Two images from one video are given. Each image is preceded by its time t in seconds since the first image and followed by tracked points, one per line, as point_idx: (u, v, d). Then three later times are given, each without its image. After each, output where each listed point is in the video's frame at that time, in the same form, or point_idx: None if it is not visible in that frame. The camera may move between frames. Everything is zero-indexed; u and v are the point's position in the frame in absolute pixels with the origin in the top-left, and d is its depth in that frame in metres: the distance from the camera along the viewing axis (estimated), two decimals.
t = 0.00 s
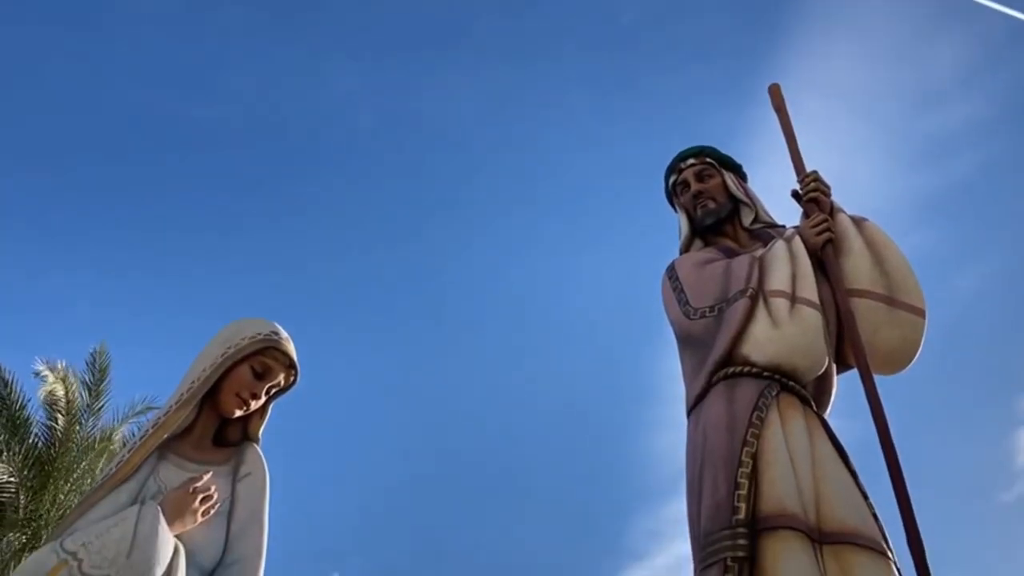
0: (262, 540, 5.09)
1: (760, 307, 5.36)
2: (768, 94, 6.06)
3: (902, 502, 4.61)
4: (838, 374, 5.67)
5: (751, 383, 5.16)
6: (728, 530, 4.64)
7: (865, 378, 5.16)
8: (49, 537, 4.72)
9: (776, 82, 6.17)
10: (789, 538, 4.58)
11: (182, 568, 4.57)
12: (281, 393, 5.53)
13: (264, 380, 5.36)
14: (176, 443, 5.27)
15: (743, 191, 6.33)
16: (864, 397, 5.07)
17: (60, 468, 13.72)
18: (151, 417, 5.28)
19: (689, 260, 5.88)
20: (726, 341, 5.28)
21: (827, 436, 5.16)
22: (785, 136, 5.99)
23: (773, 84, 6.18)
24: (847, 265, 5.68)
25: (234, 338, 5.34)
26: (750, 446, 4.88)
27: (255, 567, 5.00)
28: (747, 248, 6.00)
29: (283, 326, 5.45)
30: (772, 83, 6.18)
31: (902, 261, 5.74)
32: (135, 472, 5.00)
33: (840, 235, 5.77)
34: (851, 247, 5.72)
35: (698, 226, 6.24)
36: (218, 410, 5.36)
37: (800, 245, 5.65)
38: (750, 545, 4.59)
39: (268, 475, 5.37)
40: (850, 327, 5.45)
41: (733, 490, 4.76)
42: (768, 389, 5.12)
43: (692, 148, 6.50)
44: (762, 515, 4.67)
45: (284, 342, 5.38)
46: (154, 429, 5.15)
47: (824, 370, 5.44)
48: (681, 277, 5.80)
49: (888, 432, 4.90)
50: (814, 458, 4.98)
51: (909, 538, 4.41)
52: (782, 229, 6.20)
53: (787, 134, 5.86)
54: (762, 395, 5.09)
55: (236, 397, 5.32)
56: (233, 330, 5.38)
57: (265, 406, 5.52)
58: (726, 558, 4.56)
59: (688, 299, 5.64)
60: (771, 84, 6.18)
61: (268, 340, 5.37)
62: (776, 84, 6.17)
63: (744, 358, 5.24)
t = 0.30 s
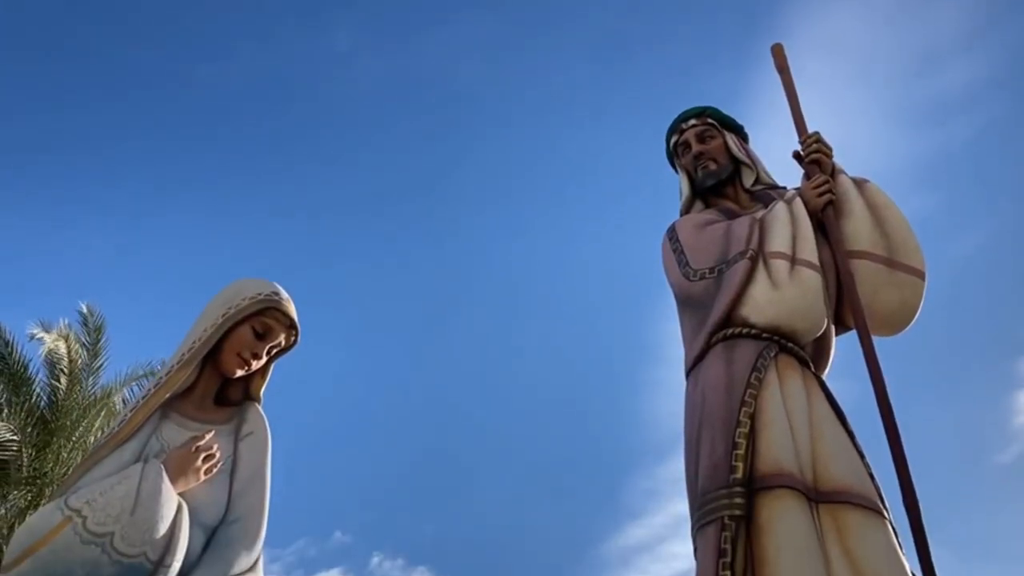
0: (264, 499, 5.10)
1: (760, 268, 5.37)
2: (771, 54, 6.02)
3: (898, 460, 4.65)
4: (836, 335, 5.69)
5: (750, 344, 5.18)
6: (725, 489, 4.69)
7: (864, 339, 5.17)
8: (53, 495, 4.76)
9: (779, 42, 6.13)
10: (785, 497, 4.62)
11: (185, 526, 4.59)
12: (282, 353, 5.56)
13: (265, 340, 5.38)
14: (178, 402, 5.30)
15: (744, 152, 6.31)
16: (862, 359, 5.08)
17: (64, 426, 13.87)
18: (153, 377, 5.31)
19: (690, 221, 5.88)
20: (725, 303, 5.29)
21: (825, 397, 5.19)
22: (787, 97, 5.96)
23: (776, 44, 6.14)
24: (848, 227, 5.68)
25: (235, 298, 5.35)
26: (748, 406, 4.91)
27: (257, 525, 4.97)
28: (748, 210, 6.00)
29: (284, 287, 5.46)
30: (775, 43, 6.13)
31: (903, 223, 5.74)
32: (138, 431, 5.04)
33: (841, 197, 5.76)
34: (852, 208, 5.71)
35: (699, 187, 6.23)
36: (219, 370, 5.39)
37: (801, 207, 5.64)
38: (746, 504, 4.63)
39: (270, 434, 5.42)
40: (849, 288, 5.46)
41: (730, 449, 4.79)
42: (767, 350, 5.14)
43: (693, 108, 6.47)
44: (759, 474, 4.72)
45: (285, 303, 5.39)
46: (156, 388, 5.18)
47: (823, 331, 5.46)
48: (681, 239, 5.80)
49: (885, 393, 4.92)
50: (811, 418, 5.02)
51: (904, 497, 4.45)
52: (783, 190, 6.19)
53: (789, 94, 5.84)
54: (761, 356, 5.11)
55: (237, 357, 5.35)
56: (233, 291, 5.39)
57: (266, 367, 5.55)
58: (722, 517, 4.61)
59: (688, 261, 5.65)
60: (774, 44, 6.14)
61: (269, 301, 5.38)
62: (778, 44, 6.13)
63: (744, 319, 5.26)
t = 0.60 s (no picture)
0: (266, 457, 5.14)
1: (761, 229, 5.36)
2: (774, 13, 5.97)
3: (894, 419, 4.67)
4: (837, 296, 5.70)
5: (750, 305, 5.18)
6: (723, 449, 4.72)
7: (864, 300, 5.17)
8: (56, 452, 4.80)
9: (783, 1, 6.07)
10: (783, 457, 4.66)
11: (188, 483, 4.63)
12: (284, 313, 5.58)
13: (266, 300, 5.39)
14: (180, 360, 5.32)
15: (747, 112, 6.28)
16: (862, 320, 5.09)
17: (66, 384, 13.95)
18: (155, 335, 5.32)
19: (691, 182, 5.86)
20: (726, 263, 5.29)
21: (824, 358, 5.21)
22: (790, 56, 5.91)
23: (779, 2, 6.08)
24: (849, 188, 5.67)
25: (235, 258, 5.35)
26: (747, 366, 4.93)
27: (258, 483, 5.02)
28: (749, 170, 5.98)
29: (284, 247, 5.46)
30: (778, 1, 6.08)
31: (905, 184, 5.72)
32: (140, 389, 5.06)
33: (843, 158, 5.74)
34: (854, 169, 5.70)
35: (701, 147, 6.21)
36: (221, 329, 5.40)
37: (803, 167, 5.63)
38: (744, 463, 4.67)
39: (272, 393, 5.45)
40: (850, 249, 5.46)
41: (729, 409, 4.82)
42: (767, 311, 5.15)
43: (696, 67, 6.43)
44: (757, 434, 4.75)
45: (286, 263, 5.39)
46: (159, 346, 5.20)
47: (823, 292, 5.47)
48: (682, 200, 5.79)
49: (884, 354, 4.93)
50: (810, 378, 5.04)
51: (901, 457, 4.48)
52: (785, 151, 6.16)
53: (792, 54, 5.79)
54: (761, 316, 5.12)
55: (239, 317, 5.36)
56: (234, 251, 5.39)
57: (268, 326, 5.57)
58: (721, 476, 4.65)
59: (689, 221, 5.64)
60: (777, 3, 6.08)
61: (270, 261, 5.39)
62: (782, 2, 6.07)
63: (744, 280, 5.26)
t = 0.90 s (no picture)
0: (269, 416, 5.17)
1: (763, 190, 5.34)
2: None
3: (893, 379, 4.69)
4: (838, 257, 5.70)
5: (751, 266, 5.18)
6: (723, 409, 4.75)
7: (865, 261, 5.16)
8: (59, 411, 4.83)
9: None
10: (782, 417, 4.69)
11: (192, 441, 4.66)
12: (285, 273, 5.58)
13: (267, 260, 5.40)
14: (182, 320, 5.33)
15: (750, 71, 6.23)
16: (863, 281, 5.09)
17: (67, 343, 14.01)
18: (157, 295, 5.34)
19: (693, 143, 5.84)
20: (728, 224, 5.28)
21: (824, 318, 5.22)
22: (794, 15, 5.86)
23: None
24: (852, 148, 5.64)
25: (236, 219, 5.34)
26: (747, 327, 4.94)
27: (261, 441, 5.06)
28: (752, 130, 5.95)
29: (285, 207, 5.45)
30: None
31: (908, 144, 5.70)
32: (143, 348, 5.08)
33: (846, 118, 5.71)
34: (857, 129, 5.67)
35: (704, 107, 6.17)
36: (222, 290, 5.41)
37: (805, 128, 5.60)
38: (744, 423, 4.70)
39: (273, 352, 5.47)
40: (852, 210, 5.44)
41: (729, 369, 4.84)
42: (768, 272, 5.15)
43: (699, 26, 6.37)
44: (757, 394, 4.77)
45: (286, 223, 5.39)
46: (161, 306, 5.21)
47: (825, 253, 5.47)
48: (684, 160, 5.77)
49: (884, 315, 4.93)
50: (809, 339, 5.06)
51: (900, 417, 4.51)
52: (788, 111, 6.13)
53: (797, 13, 5.74)
54: (762, 277, 5.12)
55: (240, 277, 5.37)
56: (234, 211, 5.38)
57: (269, 286, 5.58)
58: (720, 436, 4.68)
59: (691, 182, 5.63)
60: None
61: (271, 222, 5.38)
62: None
63: (745, 241, 5.25)
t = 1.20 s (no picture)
0: (271, 375, 5.19)
1: (766, 150, 5.31)
2: None
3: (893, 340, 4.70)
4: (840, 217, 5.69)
5: (752, 227, 5.17)
6: (723, 370, 4.76)
7: (867, 222, 5.15)
8: (62, 370, 4.86)
9: None
10: (782, 377, 4.71)
11: (194, 401, 4.68)
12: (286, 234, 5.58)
13: (267, 220, 5.39)
14: (183, 281, 5.34)
15: (753, 30, 6.18)
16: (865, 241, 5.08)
17: (69, 303, 14.05)
18: (158, 256, 5.33)
19: (696, 102, 5.80)
20: (730, 185, 5.27)
21: (825, 279, 5.22)
22: None
23: None
24: (856, 108, 5.61)
25: (236, 178, 5.32)
26: (748, 288, 4.94)
27: (264, 400, 5.09)
28: (755, 90, 5.91)
29: (285, 167, 5.43)
30: None
31: (912, 104, 5.66)
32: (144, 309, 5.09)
33: (850, 77, 5.67)
34: (860, 89, 5.63)
35: (707, 66, 6.12)
36: (223, 250, 5.41)
37: (809, 87, 5.56)
38: (744, 383, 4.71)
39: (275, 312, 5.48)
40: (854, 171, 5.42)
41: (729, 330, 4.85)
42: (769, 233, 5.15)
43: None
44: (757, 354, 4.79)
45: (287, 183, 5.37)
46: (162, 267, 5.21)
47: (827, 213, 5.45)
48: (687, 120, 5.73)
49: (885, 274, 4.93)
50: (810, 299, 5.06)
51: (899, 378, 4.53)
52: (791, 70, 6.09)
53: None
54: (763, 238, 5.12)
55: (241, 237, 5.36)
56: (234, 171, 5.36)
57: (270, 246, 5.59)
58: (720, 395, 4.69)
59: (693, 142, 5.60)
60: None
61: (271, 181, 5.36)
62: None
63: (747, 202, 5.24)
